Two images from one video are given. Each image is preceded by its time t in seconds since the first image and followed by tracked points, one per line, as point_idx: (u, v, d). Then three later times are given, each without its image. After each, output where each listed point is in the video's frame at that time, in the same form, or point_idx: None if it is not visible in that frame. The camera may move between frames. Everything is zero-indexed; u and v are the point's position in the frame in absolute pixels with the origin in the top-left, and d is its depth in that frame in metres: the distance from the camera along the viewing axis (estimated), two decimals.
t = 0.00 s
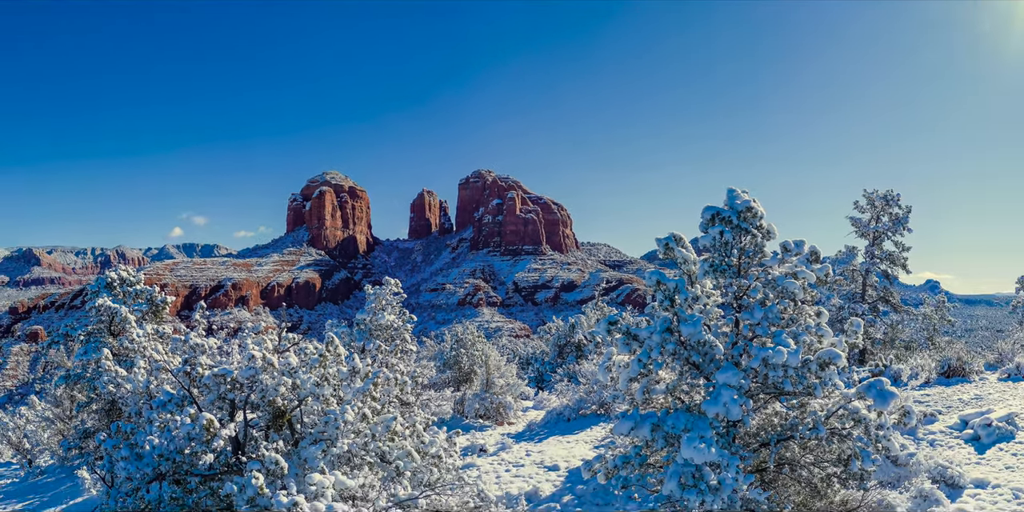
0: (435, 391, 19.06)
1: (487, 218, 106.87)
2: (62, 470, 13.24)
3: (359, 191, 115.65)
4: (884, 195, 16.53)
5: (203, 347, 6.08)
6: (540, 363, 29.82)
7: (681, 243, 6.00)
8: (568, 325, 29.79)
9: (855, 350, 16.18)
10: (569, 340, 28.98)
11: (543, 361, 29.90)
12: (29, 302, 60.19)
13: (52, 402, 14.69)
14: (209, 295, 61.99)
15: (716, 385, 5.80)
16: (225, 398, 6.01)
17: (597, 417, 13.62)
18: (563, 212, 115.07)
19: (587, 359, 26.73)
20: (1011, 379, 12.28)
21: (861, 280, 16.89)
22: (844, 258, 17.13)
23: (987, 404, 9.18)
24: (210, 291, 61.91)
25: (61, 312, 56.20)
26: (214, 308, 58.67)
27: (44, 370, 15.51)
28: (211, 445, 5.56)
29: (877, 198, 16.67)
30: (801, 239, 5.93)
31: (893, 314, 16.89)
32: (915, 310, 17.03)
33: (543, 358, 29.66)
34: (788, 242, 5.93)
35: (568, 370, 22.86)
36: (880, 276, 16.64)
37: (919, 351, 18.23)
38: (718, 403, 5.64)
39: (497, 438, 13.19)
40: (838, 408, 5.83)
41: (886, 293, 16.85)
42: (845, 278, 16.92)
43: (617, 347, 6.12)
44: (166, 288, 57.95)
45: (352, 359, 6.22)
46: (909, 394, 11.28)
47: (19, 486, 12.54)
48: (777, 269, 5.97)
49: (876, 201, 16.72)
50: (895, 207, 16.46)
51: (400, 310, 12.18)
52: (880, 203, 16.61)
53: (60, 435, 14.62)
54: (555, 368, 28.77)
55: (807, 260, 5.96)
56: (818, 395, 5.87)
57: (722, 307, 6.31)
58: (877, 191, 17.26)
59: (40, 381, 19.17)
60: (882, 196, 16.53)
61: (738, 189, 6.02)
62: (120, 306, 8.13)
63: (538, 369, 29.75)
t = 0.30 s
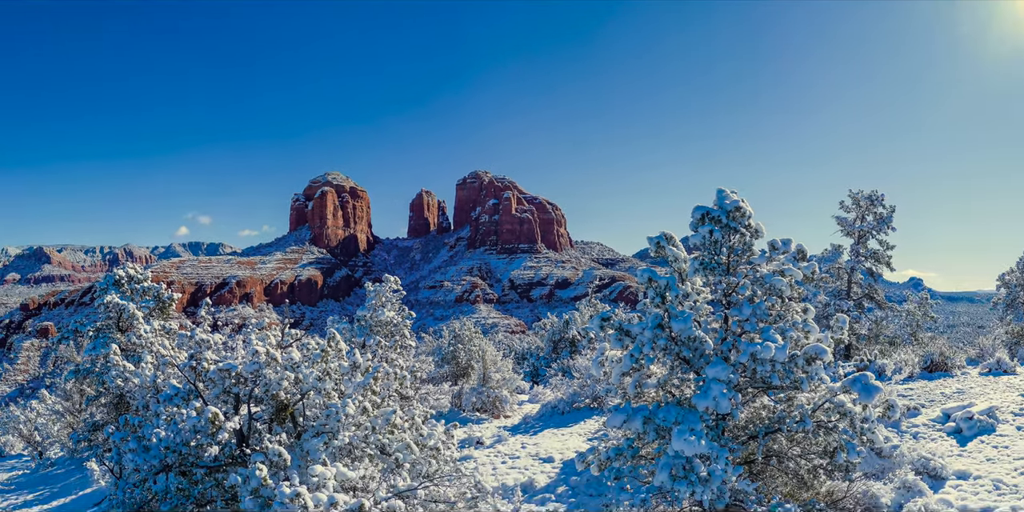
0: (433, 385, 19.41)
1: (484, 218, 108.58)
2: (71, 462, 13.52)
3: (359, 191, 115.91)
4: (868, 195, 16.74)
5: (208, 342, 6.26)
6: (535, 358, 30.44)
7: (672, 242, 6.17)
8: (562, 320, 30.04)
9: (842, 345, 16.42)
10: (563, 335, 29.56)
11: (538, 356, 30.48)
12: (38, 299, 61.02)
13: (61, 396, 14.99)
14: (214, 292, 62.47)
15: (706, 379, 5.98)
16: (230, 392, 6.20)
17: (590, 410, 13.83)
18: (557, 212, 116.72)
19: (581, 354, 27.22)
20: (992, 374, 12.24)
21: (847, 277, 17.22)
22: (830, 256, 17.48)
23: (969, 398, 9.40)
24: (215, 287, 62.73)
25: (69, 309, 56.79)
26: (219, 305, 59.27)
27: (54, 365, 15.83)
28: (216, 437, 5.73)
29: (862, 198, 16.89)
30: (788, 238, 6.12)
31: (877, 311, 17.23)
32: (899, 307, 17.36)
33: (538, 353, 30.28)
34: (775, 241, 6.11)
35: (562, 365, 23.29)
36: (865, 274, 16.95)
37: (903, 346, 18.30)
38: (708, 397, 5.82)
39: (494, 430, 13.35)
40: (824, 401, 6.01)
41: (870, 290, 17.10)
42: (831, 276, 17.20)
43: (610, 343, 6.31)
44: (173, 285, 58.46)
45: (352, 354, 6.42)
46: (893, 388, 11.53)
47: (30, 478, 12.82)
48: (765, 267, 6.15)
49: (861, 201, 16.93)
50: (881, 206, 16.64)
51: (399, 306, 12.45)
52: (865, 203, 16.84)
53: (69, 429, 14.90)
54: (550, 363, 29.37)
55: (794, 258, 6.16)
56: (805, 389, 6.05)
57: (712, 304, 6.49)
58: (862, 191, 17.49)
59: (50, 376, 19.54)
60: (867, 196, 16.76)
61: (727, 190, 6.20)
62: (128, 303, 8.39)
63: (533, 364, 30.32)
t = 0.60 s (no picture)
0: (431, 380, 19.74)
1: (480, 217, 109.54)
2: (80, 455, 13.77)
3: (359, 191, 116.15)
4: (855, 195, 16.92)
5: (214, 338, 6.46)
6: (530, 353, 30.85)
7: (663, 241, 6.35)
8: (557, 317, 31.00)
9: (829, 341, 16.69)
10: (558, 331, 30.02)
11: (534, 352, 30.91)
12: (49, 297, 62.30)
13: (68, 390, 15.25)
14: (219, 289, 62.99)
15: (697, 374, 6.14)
16: (234, 386, 6.39)
17: (583, 404, 14.05)
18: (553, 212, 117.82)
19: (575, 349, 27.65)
20: (973, 369, 12.40)
21: (833, 275, 17.32)
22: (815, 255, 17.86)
23: (950, 392, 9.66)
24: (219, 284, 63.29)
25: (76, 306, 57.43)
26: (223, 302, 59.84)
27: (62, 360, 16.11)
28: (222, 430, 5.91)
29: (848, 197, 17.08)
30: (776, 237, 6.31)
31: (863, 307, 17.48)
32: (884, 304, 17.57)
33: (534, 349, 30.70)
34: (764, 240, 6.29)
35: (557, 360, 23.65)
36: (851, 271, 17.21)
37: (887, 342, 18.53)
38: (698, 391, 5.99)
39: (490, 424, 13.59)
40: (811, 395, 6.17)
41: (856, 288, 17.11)
42: (817, 274, 17.48)
43: (603, 338, 6.49)
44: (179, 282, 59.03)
45: (354, 349, 6.61)
46: (877, 383, 11.78)
47: (40, 470, 13.08)
48: (754, 265, 6.34)
49: (847, 201, 17.11)
50: (866, 206, 16.84)
51: (399, 303, 12.72)
52: (851, 203, 17.01)
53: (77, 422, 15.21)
54: (545, 358, 29.84)
55: (782, 256, 6.36)
56: (792, 384, 6.23)
57: (702, 301, 6.67)
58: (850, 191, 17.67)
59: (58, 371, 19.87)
60: (853, 196, 16.94)
61: (717, 190, 6.38)
62: (136, 300, 8.64)
63: (528, 359, 30.75)
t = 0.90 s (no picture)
0: (430, 374, 20.04)
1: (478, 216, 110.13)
2: (88, 447, 14.03)
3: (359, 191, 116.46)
4: (841, 195, 17.18)
5: (218, 334, 6.64)
6: (526, 349, 31.26)
7: (655, 239, 6.52)
8: (552, 313, 31.40)
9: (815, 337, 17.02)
10: (553, 327, 30.44)
11: (529, 348, 31.32)
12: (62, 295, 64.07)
13: (76, 385, 15.52)
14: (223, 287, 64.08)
15: (688, 369, 6.31)
16: (238, 381, 6.57)
17: (578, 398, 14.29)
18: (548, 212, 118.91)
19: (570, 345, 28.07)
20: (956, 364, 12.58)
21: (820, 273, 17.87)
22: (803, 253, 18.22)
23: (934, 386, 9.92)
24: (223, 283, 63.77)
25: (85, 302, 58.32)
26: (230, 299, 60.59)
27: (70, 355, 16.39)
28: (226, 424, 6.10)
29: (835, 197, 17.33)
30: (765, 236, 6.49)
31: (848, 304, 17.76)
32: (869, 301, 17.97)
33: (529, 345, 31.12)
34: (753, 239, 6.46)
35: (552, 356, 24.00)
36: (837, 269, 17.59)
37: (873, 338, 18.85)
38: (690, 386, 6.15)
39: (488, 417, 13.81)
40: (800, 390, 6.34)
41: (842, 284, 17.81)
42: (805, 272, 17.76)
43: (597, 334, 6.66)
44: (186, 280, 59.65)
45: (354, 345, 6.81)
46: (863, 377, 12.05)
47: (51, 462, 13.35)
48: (743, 263, 6.52)
49: (834, 201, 17.37)
50: (852, 206, 17.07)
51: (398, 300, 12.97)
52: (837, 203, 17.25)
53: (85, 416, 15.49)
54: (540, 354, 30.30)
55: (770, 254, 6.54)
56: (780, 378, 6.41)
57: (693, 298, 6.85)
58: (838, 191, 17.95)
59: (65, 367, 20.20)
60: (839, 196, 17.19)
61: (707, 190, 6.56)
62: (142, 297, 8.93)
63: (524, 355, 31.18)
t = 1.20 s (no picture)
0: (428, 369, 20.29)
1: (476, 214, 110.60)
2: (96, 440, 14.22)
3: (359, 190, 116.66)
4: (827, 194, 17.36)
5: (223, 330, 6.83)
6: (522, 345, 31.59)
7: (648, 238, 6.70)
8: (547, 310, 31.69)
9: (802, 333, 17.30)
10: (548, 323, 30.79)
11: (525, 343, 31.64)
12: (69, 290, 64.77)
13: (83, 379, 15.74)
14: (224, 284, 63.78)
15: (680, 364, 6.48)
16: (242, 376, 6.76)
17: (572, 392, 14.49)
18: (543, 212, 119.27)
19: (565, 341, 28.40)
20: (940, 359, 12.75)
21: (807, 271, 17.97)
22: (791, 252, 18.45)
23: (918, 380, 10.16)
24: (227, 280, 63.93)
25: (91, 300, 58.77)
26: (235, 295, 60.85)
27: (78, 350, 16.57)
28: (230, 418, 6.28)
29: (822, 197, 17.52)
30: (754, 235, 6.68)
31: (835, 301, 18.06)
32: (855, 298, 18.27)
33: (525, 340, 31.45)
34: (743, 238, 6.64)
35: (547, 351, 24.25)
36: (825, 267, 17.83)
37: (858, 334, 19.14)
38: (681, 380, 6.32)
39: (484, 410, 14.02)
40: (788, 385, 6.50)
41: (830, 282, 17.92)
42: (792, 270, 18.01)
43: (591, 331, 6.85)
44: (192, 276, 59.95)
45: (355, 341, 6.99)
46: (850, 372, 12.26)
47: (60, 454, 13.56)
48: (733, 261, 6.70)
49: (821, 200, 17.55)
50: (838, 205, 17.28)
51: (398, 297, 13.17)
52: (824, 203, 17.43)
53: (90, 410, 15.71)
54: (536, 349, 30.67)
55: (760, 253, 6.72)
56: (769, 373, 6.58)
57: (685, 295, 7.02)
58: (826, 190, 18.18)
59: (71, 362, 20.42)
60: (826, 196, 17.37)
61: (698, 190, 6.74)
62: (149, 294, 9.06)
63: (520, 350, 31.51)
